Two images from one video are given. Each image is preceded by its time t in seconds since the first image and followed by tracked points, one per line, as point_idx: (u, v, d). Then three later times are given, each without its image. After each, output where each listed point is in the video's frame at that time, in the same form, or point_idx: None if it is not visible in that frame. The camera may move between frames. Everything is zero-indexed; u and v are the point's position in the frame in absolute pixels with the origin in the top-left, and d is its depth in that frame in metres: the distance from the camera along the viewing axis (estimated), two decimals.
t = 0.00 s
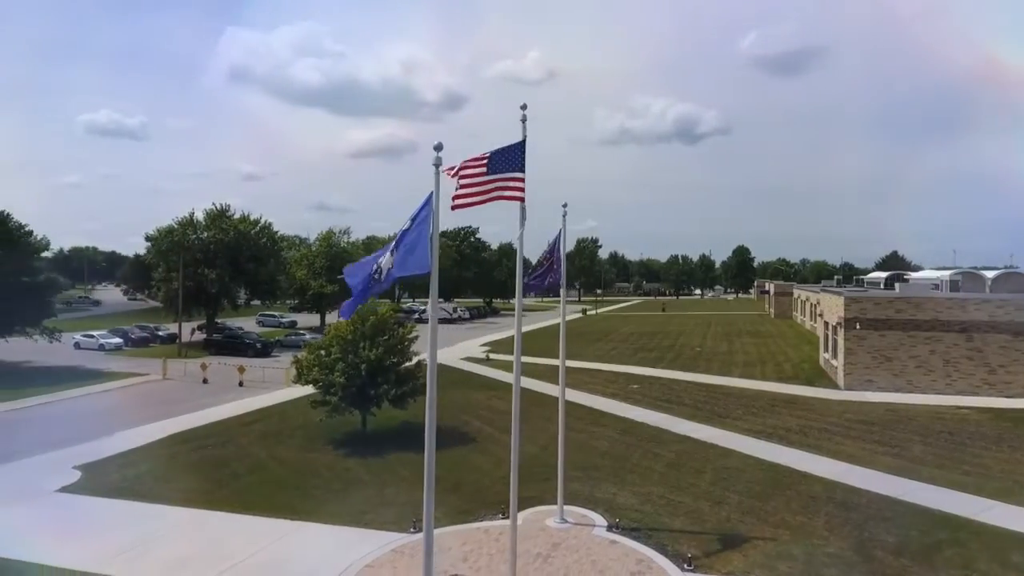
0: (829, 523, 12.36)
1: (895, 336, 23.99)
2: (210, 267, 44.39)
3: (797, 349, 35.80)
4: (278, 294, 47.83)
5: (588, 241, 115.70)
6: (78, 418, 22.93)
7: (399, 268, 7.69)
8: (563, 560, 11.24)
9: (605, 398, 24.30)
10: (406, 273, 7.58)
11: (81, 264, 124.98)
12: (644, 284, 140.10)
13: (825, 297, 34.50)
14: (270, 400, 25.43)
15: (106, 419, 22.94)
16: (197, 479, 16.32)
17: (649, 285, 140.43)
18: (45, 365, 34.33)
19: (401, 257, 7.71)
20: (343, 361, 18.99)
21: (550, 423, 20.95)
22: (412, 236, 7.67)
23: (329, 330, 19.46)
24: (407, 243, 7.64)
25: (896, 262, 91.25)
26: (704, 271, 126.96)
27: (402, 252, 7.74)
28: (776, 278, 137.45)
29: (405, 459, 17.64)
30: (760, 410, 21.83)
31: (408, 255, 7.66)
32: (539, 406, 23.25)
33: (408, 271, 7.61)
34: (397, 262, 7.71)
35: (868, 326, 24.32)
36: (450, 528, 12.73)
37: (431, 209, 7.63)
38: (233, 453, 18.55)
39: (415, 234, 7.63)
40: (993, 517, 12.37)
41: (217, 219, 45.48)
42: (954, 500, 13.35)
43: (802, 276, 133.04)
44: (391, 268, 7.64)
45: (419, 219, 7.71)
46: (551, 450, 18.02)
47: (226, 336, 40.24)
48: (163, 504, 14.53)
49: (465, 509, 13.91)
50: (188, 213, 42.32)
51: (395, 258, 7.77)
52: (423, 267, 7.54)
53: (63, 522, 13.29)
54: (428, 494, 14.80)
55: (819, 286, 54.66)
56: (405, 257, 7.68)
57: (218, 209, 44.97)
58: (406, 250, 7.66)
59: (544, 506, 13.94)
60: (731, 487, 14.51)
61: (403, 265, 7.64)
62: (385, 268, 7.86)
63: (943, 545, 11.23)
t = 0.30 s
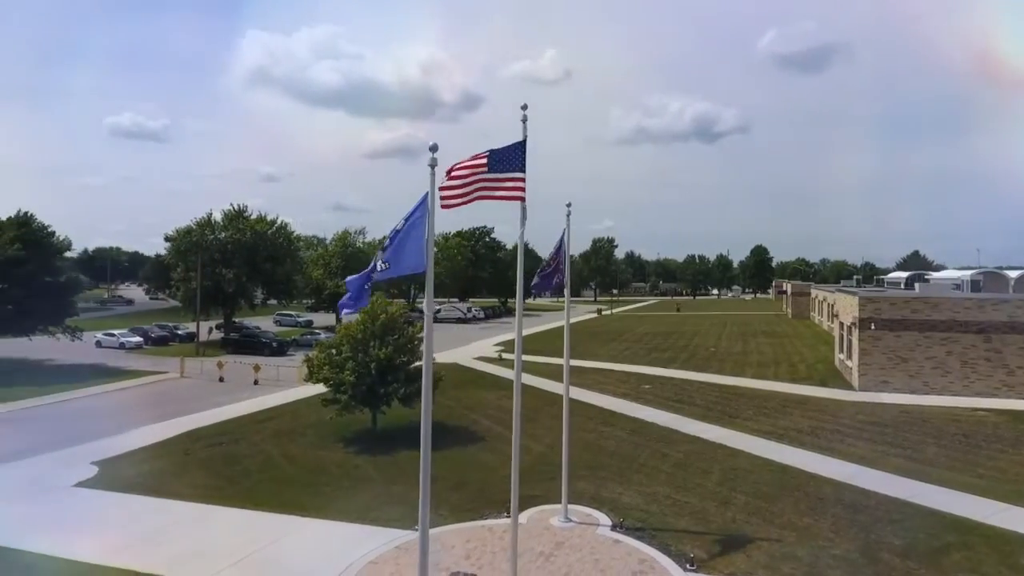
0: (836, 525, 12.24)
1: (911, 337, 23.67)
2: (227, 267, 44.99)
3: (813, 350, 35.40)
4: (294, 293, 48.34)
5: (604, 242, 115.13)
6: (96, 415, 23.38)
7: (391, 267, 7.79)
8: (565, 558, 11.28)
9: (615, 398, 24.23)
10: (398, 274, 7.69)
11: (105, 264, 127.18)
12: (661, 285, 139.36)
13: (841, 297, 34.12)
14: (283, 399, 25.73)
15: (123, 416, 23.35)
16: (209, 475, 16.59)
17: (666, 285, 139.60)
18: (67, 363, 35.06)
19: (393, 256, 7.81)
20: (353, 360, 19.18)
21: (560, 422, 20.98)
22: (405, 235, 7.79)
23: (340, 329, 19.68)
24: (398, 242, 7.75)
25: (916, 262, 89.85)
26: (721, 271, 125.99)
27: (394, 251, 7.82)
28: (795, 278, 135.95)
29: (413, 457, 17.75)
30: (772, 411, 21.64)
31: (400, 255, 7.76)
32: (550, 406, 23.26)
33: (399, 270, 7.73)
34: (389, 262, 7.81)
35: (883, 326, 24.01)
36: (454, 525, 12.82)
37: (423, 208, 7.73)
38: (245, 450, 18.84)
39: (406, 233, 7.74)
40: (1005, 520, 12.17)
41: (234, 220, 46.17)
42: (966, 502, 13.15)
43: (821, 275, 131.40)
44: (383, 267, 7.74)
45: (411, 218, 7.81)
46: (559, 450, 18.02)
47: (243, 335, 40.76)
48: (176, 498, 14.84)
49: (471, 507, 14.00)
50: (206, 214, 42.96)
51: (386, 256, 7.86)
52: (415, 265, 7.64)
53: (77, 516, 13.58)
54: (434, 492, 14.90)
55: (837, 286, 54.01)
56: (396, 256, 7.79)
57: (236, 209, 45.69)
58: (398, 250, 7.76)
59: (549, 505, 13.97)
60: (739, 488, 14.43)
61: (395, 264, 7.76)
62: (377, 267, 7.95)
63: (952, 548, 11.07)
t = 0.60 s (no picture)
0: (846, 528, 12.09)
1: (933, 338, 23.22)
2: (251, 267, 45.75)
3: (835, 351, 34.87)
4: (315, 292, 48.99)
5: (626, 241, 114.46)
6: (121, 412, 23.96)
7: (389, 267, 7.91)
8: (569, 557, 11.32)
9: (630, 398, 24.16)
10: (396, 274, 7.81)
11: (136, 263, 130.21)
12: (683, 285, 138.21)
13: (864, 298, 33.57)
14: (300, 397, 26.13)
15: (146, 413, 23.91)
16: (225, 471, 16.95)
17: (689, 285, 138.36)
18: (96, 360, 36.01)
19: (391, 256, 7.93)
20: (367, 358, 19.40)
21: (573, 422, 20.99)
22: (401, 235, 7.92)
23: (354, 328, 19.91)
24: (397, 243, 7.89)
25: (946, 261, 87.87)
26: (745, 271, 124.52)
27: (392, 251, 7.95)
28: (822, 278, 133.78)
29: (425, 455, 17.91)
30: (788, 413, 21.37)
31: (397, 255, 7.90)
32: (564, 406, 23.28)
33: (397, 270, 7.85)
34: (388, 261, 7.93)
35: (905, 327, 23.56)
36: (461, 523, 12.93)
37: (419, 209, 7.87)
38: (262, 447, 19.19)
39: (404, 233, 7.87)
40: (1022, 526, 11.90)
41: (257, 221, 46.98)
42: (982, 507, 12.88)
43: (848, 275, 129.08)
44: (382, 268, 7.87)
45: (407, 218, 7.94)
46: (571, 449, 18.03)
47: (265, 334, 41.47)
48: (193, 493, 15.20)
49: (479, 505, 14.11)
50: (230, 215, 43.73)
51: (385, 256, 7.99)
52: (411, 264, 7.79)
53: (98, 509, 13.99)
54: (443, 490, 15.04)
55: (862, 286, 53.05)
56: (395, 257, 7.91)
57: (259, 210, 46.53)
58: (396, 250, 7.90)
59: (557, 504, 14.01)
60: (750, 489, 14.30)
61: (394, 264, 7.88)
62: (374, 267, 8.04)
63: (964, 554, 10.88)
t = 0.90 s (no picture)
0: (854, 531, 11.96)
1: (954, 339, 22.80)
2: (270, 267, 46.40)
3: (854, 352, 34.40)
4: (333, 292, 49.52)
5: (645, 241, 113.95)
6: (142, 408, 24.47)
7: (390, 267, 7.97)
8: (572, 557, 11.34)
9: (643, 399, 24.09)
10: (396, 275, 7.90)
11: (160, 263, 132.46)
12: (702, 285, 137.18)
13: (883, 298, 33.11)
14: (315, 395, 26.45)
15: (165, 410, 24.37)
16: (239, 468, 17.23)
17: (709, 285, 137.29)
18: (119, 358, 36.78)
19: (388, 255, 8.01)
20: (380, 357, 19.58)
21: (584, 421, 20.97)
22: (400, 236, 8.01)
23: (367, 327, 20.10)
24: (398, 244, 7.98)
25: (973, 261, 86.20)
26: (766, 270, 123.15)
27: (390, 251, 8.02)
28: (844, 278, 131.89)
29: (435, 454, 18.03)
30: (803, 414, 21.14)
31: (397, 256, 7.98)
32: (576, 405, 23.27)
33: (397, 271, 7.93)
34: (386, 261, 8.00)
35: (923, 328, 23.17)
36: (468, 521, 13.02)
37: (417, 209, 7.98)
38: (276, 444, 19.47)
39: (405, 235, 7.97)
40: None
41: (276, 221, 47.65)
42: (998, 512, 12.64)
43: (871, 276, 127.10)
44: (381, 267, 7.94)
45: (406, 219, 8.05)
46: (580, 449, 18.03)
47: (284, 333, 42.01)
48: (207, 488, 15.50)
49: (487, 503, 14.19)
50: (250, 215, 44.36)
51: (382, 255, 8.04)
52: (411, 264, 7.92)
53: (115, 503, 14.33)
54: (452, 488, 15.15)
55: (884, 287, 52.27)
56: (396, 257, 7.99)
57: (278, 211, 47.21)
58: (395, 250, 7.99)
59: (564, 504, 14.04)
60: (758, 491, 14.19)
61: (396, 264, 7.95)
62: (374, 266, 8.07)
63: (975, 559, 10.70)
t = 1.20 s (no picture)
0: (863, 534, 11.80)
1: (977, 342, 22.37)
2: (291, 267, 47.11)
3: (876, 354, 33.83)
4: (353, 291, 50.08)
5: (666, 241, 113.21)
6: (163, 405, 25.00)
7: (384, 264, 8.07)
8: (576, 556, 11.37)
9: (657, 399, 23.97)
10: (390, 273, 7.99)
11: (188, 263, 135.16)
12: (725, 285, 135.84)
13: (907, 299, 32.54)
14: (332, 393, 26.78)
15: (185, 407, 24.87)
16: (254, 464, 17.54)
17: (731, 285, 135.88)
18: (144, 356, 37.62)
19: (383, 254, 8.11)
20: (393, 356, 19.78)
21: (596, 421, 20.95)
22: (395, 235, 8.14)
23: (381, 326, 20.33)
24: (393, 242, 8.11)
25: (1004, 261, 84.20)
26: (790, 270, 121.56)
27: (386, 250, 8.14)
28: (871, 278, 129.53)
29: (446, 452, 18.16)
30: (819, 416, 20.87)
31: (392, 255, 8.10)
32: (590, 405, 23.24)
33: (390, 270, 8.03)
34: (380, 260, 8.10)
35: (945, 329, 22.68)
36: (474, 519, 13.13)
37: (413, 210, 8.13)
38: (291, 441, 19.77)
39: (399, 233, 8.11)
40: None
41: (297, 222, 48.34)
42: (1014, 517, 12.36)
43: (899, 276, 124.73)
44: (376, 265, 8.04)
45: (402, 219, 8.20)
46: (591, 449, 18.02)
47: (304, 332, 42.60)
48: (221, 484, 15.81)
49: (494, 502, 14.27)
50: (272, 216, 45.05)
51: (377, 255, 8.14)
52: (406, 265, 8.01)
53: (132, 497, 14.71)
54: (460, 487, 15.25)
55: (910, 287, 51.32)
56: (390, 255, 8.10)
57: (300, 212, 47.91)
58: (390, 249, 8.11)
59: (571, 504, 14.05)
60: (768, 493, 14.06)
61: (390, 262, 8.04)
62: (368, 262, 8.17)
63: (987, 565, 10.48)
